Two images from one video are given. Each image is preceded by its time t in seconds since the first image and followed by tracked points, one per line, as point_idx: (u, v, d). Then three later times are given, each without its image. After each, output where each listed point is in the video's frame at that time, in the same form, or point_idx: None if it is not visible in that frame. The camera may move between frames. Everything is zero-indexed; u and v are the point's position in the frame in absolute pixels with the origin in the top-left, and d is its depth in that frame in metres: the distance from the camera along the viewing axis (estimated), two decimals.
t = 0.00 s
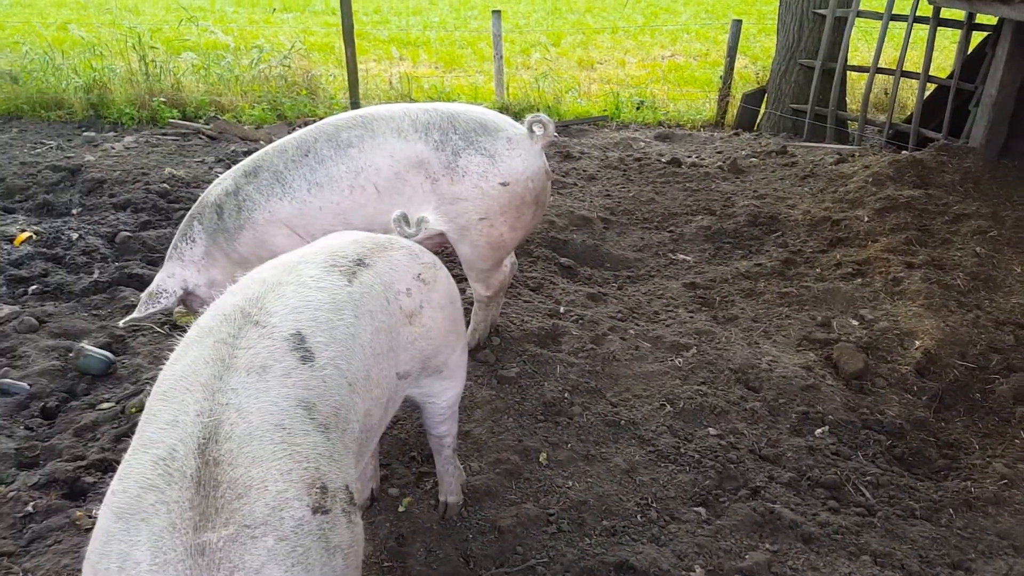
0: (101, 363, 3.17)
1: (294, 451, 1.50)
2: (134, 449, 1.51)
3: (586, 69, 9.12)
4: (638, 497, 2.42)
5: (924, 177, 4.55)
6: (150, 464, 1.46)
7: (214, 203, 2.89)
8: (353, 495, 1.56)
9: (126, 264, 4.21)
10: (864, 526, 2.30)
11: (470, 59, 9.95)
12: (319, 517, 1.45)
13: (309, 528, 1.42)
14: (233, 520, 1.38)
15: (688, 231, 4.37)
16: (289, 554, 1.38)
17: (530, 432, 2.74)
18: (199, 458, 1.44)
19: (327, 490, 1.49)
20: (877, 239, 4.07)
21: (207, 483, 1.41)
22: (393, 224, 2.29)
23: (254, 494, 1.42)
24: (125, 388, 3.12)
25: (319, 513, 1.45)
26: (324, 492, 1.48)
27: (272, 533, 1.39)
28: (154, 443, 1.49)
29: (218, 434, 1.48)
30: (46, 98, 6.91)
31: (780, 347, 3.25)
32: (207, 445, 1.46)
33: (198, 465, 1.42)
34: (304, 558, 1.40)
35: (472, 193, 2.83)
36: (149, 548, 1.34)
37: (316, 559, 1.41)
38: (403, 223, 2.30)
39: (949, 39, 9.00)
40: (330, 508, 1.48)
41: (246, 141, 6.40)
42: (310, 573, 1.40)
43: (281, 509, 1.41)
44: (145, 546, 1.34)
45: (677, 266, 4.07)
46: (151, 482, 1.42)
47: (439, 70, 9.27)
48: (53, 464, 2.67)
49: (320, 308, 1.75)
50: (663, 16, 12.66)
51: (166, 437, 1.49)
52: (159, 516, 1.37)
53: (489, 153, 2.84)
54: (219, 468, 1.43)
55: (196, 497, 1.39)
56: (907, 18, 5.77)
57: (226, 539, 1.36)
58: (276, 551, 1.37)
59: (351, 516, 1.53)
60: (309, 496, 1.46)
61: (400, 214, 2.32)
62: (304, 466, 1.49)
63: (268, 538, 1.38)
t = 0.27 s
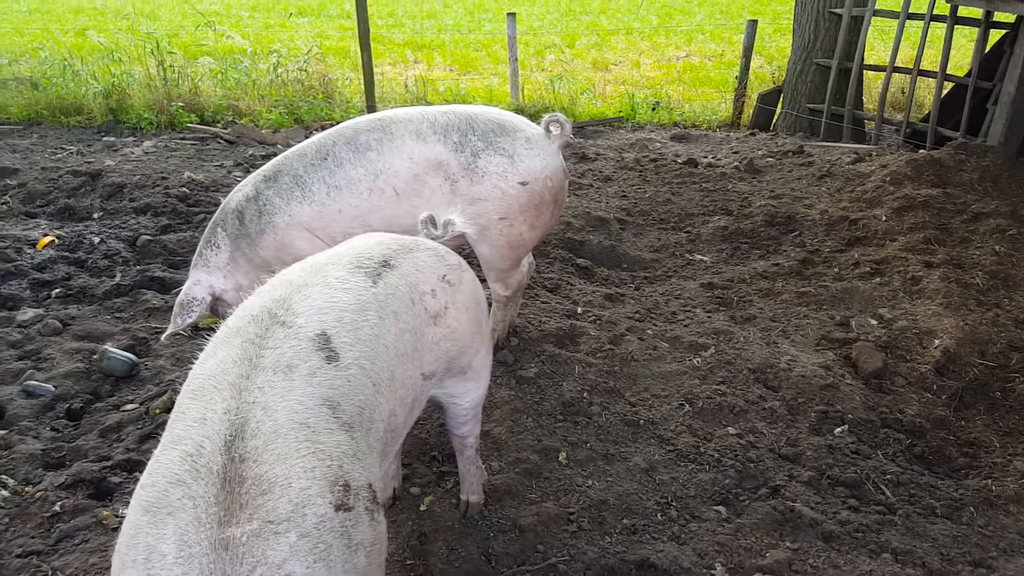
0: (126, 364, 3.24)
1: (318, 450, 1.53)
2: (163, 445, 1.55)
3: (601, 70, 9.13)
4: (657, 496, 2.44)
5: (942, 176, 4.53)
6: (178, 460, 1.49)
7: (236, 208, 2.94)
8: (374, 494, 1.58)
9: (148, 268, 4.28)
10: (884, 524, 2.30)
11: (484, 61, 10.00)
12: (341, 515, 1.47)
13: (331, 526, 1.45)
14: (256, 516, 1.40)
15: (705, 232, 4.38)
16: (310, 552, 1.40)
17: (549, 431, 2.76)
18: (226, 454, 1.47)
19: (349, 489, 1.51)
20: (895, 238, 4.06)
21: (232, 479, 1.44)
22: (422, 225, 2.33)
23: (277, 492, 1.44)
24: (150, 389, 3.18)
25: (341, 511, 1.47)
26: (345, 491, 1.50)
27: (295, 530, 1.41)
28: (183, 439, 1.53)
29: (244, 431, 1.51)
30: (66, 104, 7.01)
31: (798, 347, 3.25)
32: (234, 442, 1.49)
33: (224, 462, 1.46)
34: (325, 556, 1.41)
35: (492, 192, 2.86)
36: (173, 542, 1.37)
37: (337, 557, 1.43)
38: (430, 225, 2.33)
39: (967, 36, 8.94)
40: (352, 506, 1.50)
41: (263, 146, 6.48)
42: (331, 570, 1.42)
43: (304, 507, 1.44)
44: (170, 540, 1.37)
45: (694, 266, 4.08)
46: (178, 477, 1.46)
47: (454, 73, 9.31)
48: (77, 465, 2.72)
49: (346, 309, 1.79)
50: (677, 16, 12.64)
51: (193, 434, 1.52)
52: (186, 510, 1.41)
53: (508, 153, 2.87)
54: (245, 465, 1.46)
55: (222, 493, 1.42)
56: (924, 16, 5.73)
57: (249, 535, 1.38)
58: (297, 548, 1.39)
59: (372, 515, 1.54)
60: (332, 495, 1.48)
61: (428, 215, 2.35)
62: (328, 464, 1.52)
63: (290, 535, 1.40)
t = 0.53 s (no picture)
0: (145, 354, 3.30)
1: (338, 435, 1.57)
2: (189, 429, 1.59)
3: (616, 73, 9.16)
4: (668, 492, 2.47)
5: (957, 182, 4.54)
6: (203, 443, 1.53)
7: (256, 202, 2.99)
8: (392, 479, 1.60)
9: (167, 261, 4.35)
10: (892, 523, 2.32)
11: (499, 62, 10.05)
12: (360, 499, 1.49)
13: (350, 509, 1.47)
14: (277, 497, 1.43)
15: (718, 234, 4.40)
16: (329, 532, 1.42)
17: (561, 427, 2.80)
18: (249, 438, 1.51)
19: (367, 474, 1.54)
20: (908, 243, 4.07)
21: (255, 461, 1.47)
22: (438, 220, 2.37)
23: (298, 474, 1.47)
24: (169, 378, 3.24)
25: (360, 495, 1.50)
26: (364, 476, 1.53)
27: (314, 512, 1.43)
28: (208, 423, 1.57)
29: (267, 416, 1.56)
30: (86, 99, 7.10)
31: (810, 349, 3.27)
32: (257, 427, 1.53)
33: (247, 445, 1.49)
34: (344, 537, 1.43)
35: (507, 189, 2.90)
36: (197, 520, 1.40)
37: (355, 540, 1.45)
38: (447, 220, 2.37)
39: (985, 43, 8.90)
40: (371, 491, 1.52)
41: (280, 143, 6.55)
42: (349, 552, 1.43)
43: (324, 489, 1.46)
44: (194, 518, 1.41)
45: (707, 268, 4.11)
46: (202, 459, 1.50)
47: (469, 73, 9.37)
48: (98, 450, 2.77)
49: (367, 301, 1.84)
50: (693, 20, 12.65)
51: (218, 418, 1.57)
52: (209, 490, 1.44)
53: (523, 151, 2.91)
54: (268, 448, 1.50)
55: (245, 474, 1.45)
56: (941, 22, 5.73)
57: (270, 515, 1.41)
58: (316, 529, 1.41)
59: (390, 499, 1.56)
60: (351, 479, 1.51)
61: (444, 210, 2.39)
62: (348, 450, 1.55)
63: (310, 516, 1.42)
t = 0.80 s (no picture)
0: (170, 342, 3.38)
1: (362, 413, 1.62)
2: (219, 408, 1.65)
3: (630, 70, 9.17)
4: (679, 479, 2.51)
5: (971, 179, 4.54)
6: (232, 420, 1.59)
7: (277, 194, 3.06)
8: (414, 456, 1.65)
9: (188, 253, 4.44)
10: (901, 512, 2.35)
11: (514, 60, 10.09)
12: (384, 472, 1.55)
13: (374, 482, 1.52)
14: (306, 471, 1.49)
15: (731, 229, 4.43)
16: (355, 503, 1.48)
17: (574, 416, 2.84)
18: (278, 415, 1.57)
19: (390, 450, 1.59)
20: (922, 239, 4.08)
21: (283, 437, 1.53)
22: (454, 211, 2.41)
23: (325, 449, 1.53)
24: (192, 366, 3.31)
25: (383, 469, 1.55)
26: (388, 451, 1.58)
27: (341, 484, 1.49)
28: (237, 402, 1.63)
29: (294, 395, 1.61)
30: (107, 96, 7.22)
31: (822, 342, 3.30)
32: (285, 405, 1.59)
33: (276, 422, 1.55)
34: (370, 508, 1.48)
35: (522, 182, 2.94)
36: (230, 491, 1.46)
37: (380, 510, 1.50)
38: (463, 211, 2.42)
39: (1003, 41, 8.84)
40: (394, 465, 1.57)
41: (298, 139, 6.64)
42: (374, 522, 1.48)
43: (349, 463, 1.52)
44: (227, 489, 1.46)
45: (720, 263, 4.13)
46: (233, 435, 1.56)
47: (483, 71, 9.42)
48: (126, 434, 2.85)
49: (387, 288, 1.89)
50: (708, 17, 12.63)
51: (247, 397, 1.63)
52: (240, 463, 1.50)
53: (538, 144, 2.95)
54: (295, 425, 1.56)
55: (274, 449, 1.51)
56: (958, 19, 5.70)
57: (299, 487, 1.46)
58: (343, 500, 1.47)
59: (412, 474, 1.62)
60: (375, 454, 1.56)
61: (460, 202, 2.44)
62: (371, 427, 1.61)
63: (337, 488, 1.48)
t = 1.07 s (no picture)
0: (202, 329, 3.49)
1: (393, 388, 1.70)
2: (259, 382, 1.74)
3: (648, 66, 9.21)
4: (695, 463, 2.58)
5: (989, 174, 4.55)
6: (273, 394, 1.69)
7: (305, 184, 3.16)
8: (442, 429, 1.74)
9: (216, 244, 4.55)
10: (913, 497, 2.40)
11: (531, 56, 10.16)
12: (415, 443, 1.63)
13: (406, 451, 1.61)
14: (343, 440, 1.58)
15: (748, 224, 4.48)
16: (388, 470, 1.56)
17: (592, 402, 2.92)
18: (316, 389, 1.66)
19: (420, 423, 1.68)
20: (939, 233, 4.11)
21: (321, 409, 1.62)
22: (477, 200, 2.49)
23: (360, 420, 1.62)
24: (222, 351, 3.42)
25: (415, 441, 1.63)
26: (418, 424, 1.67)
27: (375, 453, 1.57)
28: (276, 377, 1.72)
29: (330, 370, 1.70)
30: (134, 91, 7.37)
31: (837, 334, 3.35)
32: (322, 379, 1.68)
33: (314, 394, 1.64)
34: (402, 475, 1.57)
35: (540, 172, 3.02)
36: (272, 458, 1.55)
37: (411, 478, 1.58)
38: (486, 201, 2.49)
39: None
40: (424, 437, 1.66)
41: (320, 134, 6.75)
42: (406, 489, 1.56)
43: (383, 434, 1.61)
44: (270, 456, 1.55)
45: (736, 256, 4.19)
46: (274, 407, 1.65)
47: (501, 67, 9.49)
48: (161, 414, 2.96)
49: (415, 272, 1.98)
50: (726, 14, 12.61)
51: (286, 373, 1.72)
52: (281, 433, 1.59)
53: (557, 136, 3.02)
54: (331, 398, 1.65)
55: (313, 420, 1.60)
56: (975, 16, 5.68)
57: (337, 455, 1.55)
58: (377, 467, 1.55)
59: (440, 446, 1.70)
60: (406, 425, 1.64)
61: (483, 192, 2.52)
62: (403, 401, 1.69)
63: (371, 456, 1.56)
